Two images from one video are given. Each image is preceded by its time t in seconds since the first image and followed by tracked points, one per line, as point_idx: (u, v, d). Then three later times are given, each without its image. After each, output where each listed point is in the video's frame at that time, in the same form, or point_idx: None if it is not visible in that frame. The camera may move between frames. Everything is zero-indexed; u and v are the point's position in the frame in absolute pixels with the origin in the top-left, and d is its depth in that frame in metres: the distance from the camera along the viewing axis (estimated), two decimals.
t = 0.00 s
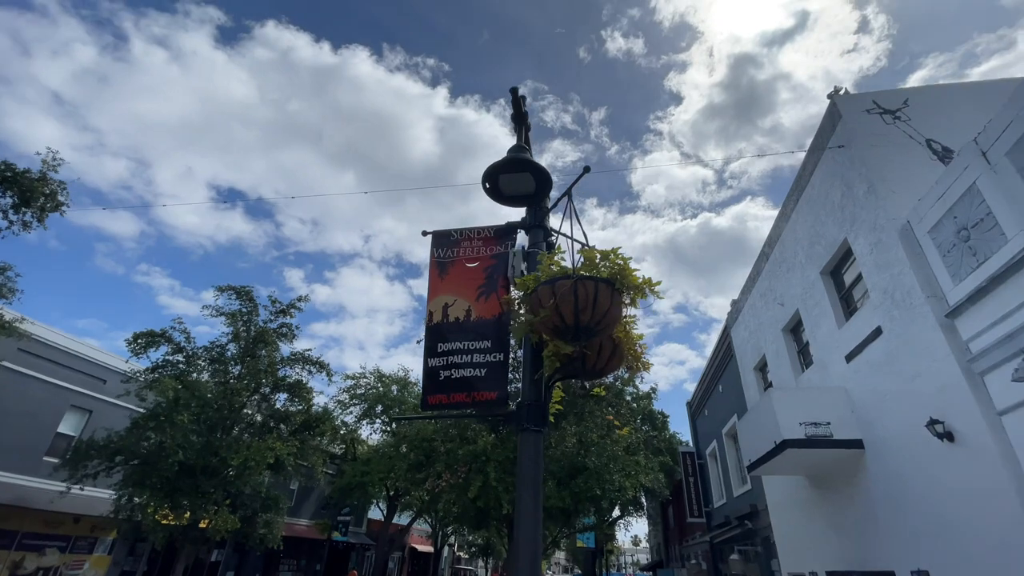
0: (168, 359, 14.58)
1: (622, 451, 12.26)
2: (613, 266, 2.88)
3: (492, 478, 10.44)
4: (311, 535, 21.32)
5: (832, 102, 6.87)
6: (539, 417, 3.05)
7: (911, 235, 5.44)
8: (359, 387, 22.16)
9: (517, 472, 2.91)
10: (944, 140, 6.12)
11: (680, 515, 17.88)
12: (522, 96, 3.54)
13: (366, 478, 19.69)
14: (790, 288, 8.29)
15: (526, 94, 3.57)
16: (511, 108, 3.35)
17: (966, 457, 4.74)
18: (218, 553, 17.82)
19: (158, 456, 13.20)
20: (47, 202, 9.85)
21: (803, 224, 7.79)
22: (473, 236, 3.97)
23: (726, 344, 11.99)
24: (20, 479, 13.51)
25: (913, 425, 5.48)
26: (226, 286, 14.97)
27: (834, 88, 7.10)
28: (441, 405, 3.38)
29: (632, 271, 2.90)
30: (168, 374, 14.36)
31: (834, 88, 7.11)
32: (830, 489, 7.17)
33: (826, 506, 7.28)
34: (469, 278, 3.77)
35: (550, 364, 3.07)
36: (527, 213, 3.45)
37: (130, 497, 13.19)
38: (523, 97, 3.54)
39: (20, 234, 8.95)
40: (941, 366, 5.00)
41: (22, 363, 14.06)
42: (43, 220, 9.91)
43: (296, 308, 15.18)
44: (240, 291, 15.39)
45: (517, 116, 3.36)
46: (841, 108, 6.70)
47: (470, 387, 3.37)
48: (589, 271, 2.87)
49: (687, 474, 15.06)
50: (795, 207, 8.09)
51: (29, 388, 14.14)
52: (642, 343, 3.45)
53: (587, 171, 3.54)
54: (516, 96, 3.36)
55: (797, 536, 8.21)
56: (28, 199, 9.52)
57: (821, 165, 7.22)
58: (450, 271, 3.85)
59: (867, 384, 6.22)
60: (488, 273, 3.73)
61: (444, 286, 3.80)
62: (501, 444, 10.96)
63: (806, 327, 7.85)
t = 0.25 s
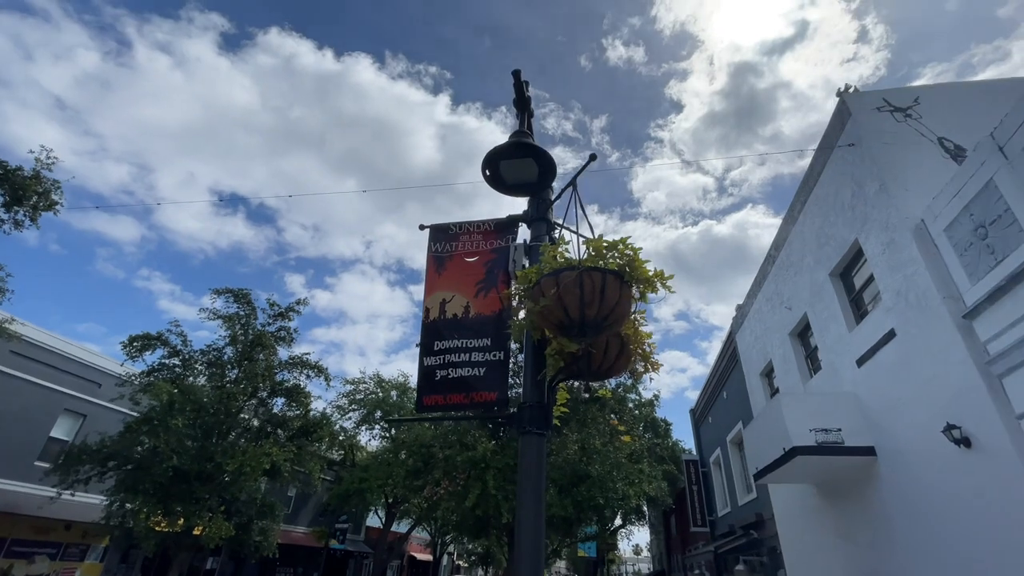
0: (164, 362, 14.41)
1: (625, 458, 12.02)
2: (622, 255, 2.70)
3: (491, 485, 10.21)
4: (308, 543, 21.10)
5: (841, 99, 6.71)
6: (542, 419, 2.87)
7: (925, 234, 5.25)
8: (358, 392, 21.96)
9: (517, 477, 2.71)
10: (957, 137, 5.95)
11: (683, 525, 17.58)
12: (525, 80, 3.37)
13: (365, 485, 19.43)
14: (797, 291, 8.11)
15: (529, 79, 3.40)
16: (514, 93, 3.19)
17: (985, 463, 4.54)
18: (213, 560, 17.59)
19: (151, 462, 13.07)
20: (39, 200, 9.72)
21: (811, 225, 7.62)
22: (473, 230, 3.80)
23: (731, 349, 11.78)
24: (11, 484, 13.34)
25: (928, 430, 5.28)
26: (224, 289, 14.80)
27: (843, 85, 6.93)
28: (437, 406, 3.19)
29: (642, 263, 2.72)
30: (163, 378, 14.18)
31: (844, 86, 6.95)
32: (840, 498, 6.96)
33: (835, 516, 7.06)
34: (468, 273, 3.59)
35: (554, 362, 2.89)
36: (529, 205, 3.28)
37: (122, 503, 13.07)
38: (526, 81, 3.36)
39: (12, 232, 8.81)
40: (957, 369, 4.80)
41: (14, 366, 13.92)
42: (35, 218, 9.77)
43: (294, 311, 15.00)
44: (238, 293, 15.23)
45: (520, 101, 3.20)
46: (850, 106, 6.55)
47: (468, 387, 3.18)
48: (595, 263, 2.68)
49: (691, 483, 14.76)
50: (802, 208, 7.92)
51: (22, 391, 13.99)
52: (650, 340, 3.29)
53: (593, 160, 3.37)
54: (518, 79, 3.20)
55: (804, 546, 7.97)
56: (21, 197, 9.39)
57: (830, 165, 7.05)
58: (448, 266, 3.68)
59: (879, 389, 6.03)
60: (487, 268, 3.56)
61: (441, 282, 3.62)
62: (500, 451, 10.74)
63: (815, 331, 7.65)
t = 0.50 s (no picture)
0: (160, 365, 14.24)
1: (627, 465, 11.83)
2: (632, 245, 2.52)
3: (490, 491, 9.98)
4: (304, 550, 20.85)
5: (850, 98, 6.58)
6: (547, 420, 2.69)
7: (938, 233, 5.09)
8: (357, 397, 21.77)
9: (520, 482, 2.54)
10: (969, 136, 5.65)
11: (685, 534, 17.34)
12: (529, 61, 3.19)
13: (362, 492, 19.21)
14: (804, 294, 7.95)
15: (533, 61, 3.22)
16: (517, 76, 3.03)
17: (1002, 470, 4.37)
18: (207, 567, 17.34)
19: (144, 466, 13.01)
20: (34, 199, 9.59)
21: (820, 227, 7.46)
22: (473, 223, 3.63)
23: (734, 354, 11.61)
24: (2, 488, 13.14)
25: (944, 436, 5.09)
26: (221, 291, 14.66)
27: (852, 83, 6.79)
28: (435, 407, 3.02)
29: (653, 255, 2.55)
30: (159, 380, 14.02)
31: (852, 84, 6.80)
32: (849, 506, 6.77)
33: (844, 525, 6.86)
34: (468, 268, 3.42)
35: (559, 359, 2.71)
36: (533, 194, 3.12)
37: (113, 508, 12.99)
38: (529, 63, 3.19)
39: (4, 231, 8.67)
40: (973, 372, 4.64)
41: (7, 368, 13.79)
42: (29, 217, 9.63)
43: (291, 314, 14.85)
44: (235, 296, 15.08)
45: (523, 84, 3.04)
46: (859, 104, 6.41)
47: (468, 387, 3.01)
48: (605, 253, 2.49)
49: (694, 491, 14.47)
50: (810, 209, 7.77)
51: (15, 393, 13.83)
52: (659, 337, 3.13)
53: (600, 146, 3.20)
54: (522, 61, 3.03)
55: (811, 556, 7.78)
56: (15, 195, 9.24)
57: (839, 165, 6.90)
58: (448, 261, 3.50)
59: (892, 393, 5.86)
60: (488, 262, 3.39)
61: (440, 277, 3.45)
62: (499, 456, 10.56)
63: (822, 335, 7.49)
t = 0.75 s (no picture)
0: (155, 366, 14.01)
1: (629, 471, 11.66)
2: (645, 228, 2.34)
3: (489, 495, 9.75)
4: (299, 556, 20.58)
5: (859, 94, 6.46)
6: (555, 416, 2.53)
7: (954, 232, 4.99)
8: (353, 402, 21.57)
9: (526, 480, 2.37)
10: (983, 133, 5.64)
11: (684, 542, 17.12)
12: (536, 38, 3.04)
13: (358, 497, 18.98)
14: (810, 296, 7.81)
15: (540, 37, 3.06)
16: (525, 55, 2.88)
17: None
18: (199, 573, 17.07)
19: (137, 469, 12.72)
20: (30, 195, 9.42)
21: (825, 227, 7.34)
22: (476, 213, 3.46)
23: (736, 359, 11.47)
24: None
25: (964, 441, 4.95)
26: (218, 292, 14.49)
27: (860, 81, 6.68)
28: (439, 403, 2.84)
29: (669, 238, 2.36)
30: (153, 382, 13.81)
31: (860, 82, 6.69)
32: (858, 513, 6.60)
33: (852, 532, 6.70)
34: (471, 257, 3.25)
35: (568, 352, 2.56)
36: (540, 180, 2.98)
37: (105, 511, 12.77)
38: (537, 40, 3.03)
39: None
40: (995, 375, 4.51)
41: None
42: (25, 214, 9.45)
43: (289, 316, 14.69)
44: (232, 297, 14.94)
45: (531, 63, 2.89)
46: (869, 101, 6.28)
47: (472, 382, 2.85)
48: (618, 236, 2.32)
49: (694, 500, 14.19)
50: (816, 210, 7.63)
51: (8, 393, 13.61)
52: (673, 331, 2.97)
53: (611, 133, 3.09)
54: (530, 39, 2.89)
55: (816, 564, 7.62)
56: (11, 191, 9.07)
57: (847, 164, 6.78)
58: (450, 251, 3.34)
59: (905, 397, 5.73)
60: (493, 252, 3.23)
61: (442, 267, 3.28)
62: (499, 460, 10.37)
63: (829, 338, 7.35)
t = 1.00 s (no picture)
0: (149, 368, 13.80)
1: (631, 477, 11.45)
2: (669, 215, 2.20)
3: (489, 501, 9.54)
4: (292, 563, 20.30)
5: (870, 93, 6.33)
6: (568, 414, 2.37)
7: (975, 233, 4.91)
8: (349, 406, 21.35)
9: (539, 484, 2.21)
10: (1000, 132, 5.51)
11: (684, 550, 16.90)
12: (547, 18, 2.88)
13: (353, 503, 18.73)
14: (817, 300, 7.68)
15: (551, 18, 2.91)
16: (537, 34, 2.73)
17: None
18: None
19: (130, 473, 12.67)
20: (26, 191, 9.23)
21: (833, 229, 7.21)
22: (482, 203, 3.30)
23: (739, 364, 11.31)
24: None
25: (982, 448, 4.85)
26: (214, 293, 14.33)
27: (871, 80, 6.55)
28: (446, 402, 2.68)
29: (695, 225, 2.23)
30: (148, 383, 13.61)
31: (871, 80, 6.57)
32: (867, 522, 6.45)
33: (861, 542, 6.53)
34: (477, 249, 3.09)
35: (582, 347, 2.40)
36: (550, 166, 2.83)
37: (96, 515, 12.65)
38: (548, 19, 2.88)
39: None
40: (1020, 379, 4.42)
41: None
42: (20, 210, 9.26)
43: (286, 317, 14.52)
44: (228, 298, 14.79)
45: (543, 43, 2.74)
46: (881, 100, 6.15)
47: (479, 379, 2.69)
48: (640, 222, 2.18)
49: (694, 507, 14.01)
50: (824, 211, 7.49)
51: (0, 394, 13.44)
52: (691, 327, 2.81)
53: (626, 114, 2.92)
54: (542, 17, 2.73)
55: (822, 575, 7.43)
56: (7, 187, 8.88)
57: (858, 164, 6.65)
58: (455, 243, 3.17)
59: (919, 403, 5.61)
60: (500, 244, 3.06)
61: (448, 260, 3.12)
62: (499, 466, 10.17)
63: (837, 342, 7.21)
